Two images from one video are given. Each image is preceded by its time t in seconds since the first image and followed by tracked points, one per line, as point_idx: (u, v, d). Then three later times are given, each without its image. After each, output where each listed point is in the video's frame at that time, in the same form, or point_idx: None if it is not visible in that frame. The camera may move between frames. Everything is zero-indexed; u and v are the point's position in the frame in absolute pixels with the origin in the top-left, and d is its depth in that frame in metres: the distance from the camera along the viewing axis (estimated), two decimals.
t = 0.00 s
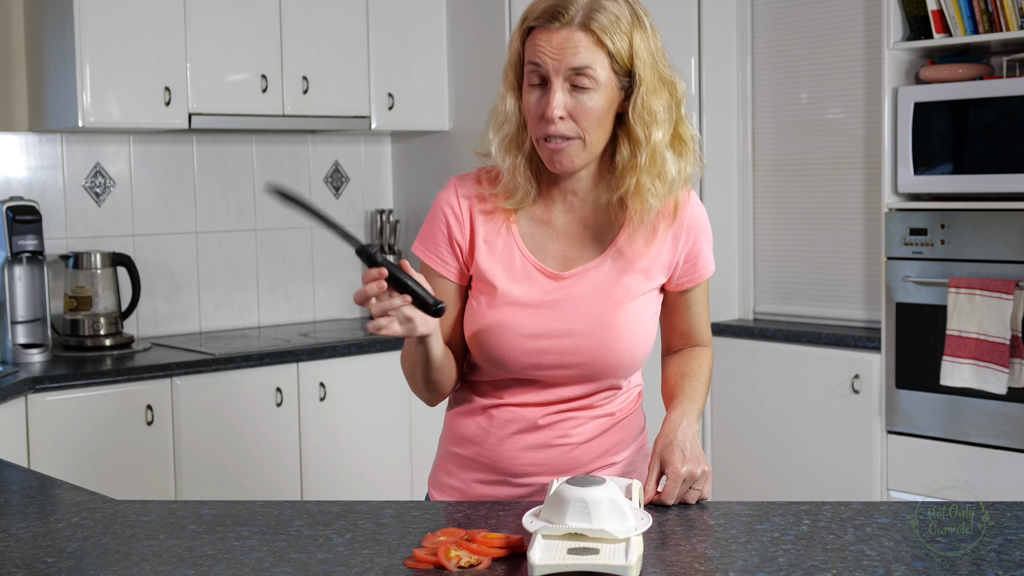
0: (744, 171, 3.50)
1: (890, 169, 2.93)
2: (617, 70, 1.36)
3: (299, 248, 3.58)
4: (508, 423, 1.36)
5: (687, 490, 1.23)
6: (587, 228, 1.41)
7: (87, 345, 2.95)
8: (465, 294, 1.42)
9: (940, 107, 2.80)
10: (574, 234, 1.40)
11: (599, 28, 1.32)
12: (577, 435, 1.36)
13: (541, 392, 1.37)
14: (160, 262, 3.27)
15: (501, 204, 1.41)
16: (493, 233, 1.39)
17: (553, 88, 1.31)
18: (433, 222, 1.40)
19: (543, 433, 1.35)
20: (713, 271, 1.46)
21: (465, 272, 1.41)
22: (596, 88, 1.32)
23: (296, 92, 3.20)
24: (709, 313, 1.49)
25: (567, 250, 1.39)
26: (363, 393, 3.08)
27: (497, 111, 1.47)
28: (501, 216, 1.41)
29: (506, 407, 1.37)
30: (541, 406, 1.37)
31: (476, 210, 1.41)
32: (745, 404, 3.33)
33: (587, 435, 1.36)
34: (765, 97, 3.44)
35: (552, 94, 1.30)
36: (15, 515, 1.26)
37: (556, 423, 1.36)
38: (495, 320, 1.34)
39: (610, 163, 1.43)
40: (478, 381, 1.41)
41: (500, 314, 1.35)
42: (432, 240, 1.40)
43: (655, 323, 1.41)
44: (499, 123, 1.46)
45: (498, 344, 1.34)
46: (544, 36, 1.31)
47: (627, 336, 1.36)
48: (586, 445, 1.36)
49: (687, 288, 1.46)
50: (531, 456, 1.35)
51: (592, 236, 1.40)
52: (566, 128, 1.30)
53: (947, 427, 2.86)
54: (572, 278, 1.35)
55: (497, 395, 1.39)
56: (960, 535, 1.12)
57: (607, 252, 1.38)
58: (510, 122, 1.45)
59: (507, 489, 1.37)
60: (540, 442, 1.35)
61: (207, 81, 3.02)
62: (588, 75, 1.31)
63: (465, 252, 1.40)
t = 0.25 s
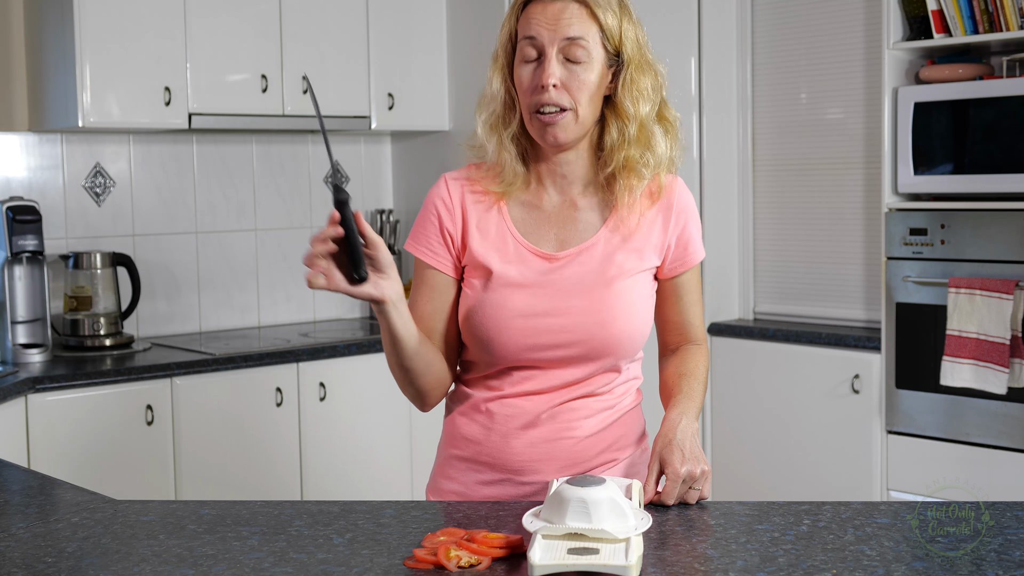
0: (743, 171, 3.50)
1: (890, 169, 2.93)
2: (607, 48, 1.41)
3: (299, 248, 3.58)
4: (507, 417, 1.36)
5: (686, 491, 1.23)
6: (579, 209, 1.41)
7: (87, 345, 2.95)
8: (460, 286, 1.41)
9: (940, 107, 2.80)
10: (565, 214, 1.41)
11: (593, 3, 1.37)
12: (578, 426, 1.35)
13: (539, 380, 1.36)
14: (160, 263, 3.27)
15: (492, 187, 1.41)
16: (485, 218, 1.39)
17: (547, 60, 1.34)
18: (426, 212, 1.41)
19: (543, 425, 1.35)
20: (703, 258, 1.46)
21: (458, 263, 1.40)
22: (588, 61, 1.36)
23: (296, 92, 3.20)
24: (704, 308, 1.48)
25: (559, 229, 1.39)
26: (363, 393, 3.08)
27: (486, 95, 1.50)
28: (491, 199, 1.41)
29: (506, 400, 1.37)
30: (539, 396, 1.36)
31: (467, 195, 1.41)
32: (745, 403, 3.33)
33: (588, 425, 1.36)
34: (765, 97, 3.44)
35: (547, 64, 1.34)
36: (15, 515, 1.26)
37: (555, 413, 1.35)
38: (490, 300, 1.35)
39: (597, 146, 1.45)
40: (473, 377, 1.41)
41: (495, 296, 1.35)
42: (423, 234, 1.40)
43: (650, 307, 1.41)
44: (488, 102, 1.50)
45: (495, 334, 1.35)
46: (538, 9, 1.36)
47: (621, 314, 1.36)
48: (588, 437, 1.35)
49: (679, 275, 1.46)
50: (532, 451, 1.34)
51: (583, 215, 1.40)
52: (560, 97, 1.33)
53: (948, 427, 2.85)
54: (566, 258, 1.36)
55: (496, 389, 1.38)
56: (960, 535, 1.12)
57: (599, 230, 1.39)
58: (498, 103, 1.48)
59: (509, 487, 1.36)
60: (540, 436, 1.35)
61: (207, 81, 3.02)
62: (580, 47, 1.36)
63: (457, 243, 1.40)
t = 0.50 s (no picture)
0: (744, 171, 3.50)
1: (890, 169, 2.93)
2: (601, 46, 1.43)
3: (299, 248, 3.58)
4: (508, 415, 1.36)
5: (686, 491, 1.23)
6: (572, 199, 1.41)
7: (87, 345, 2.95)
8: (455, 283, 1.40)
9: (940, 107, 2.80)
10: (557, 205, 1.40)
11: None
12: (577, 420, 1.35)
13: (538, 372, 1.36)
14: (160, 263, 3.27)
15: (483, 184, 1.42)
16: (478, 213, 1.40)
17: (545, 52, 1.36)
18: (419, 211, 1.41)
19: (542, 420, 1.35)
20: (695, 249, 1.46)
21: (452, 260, 1.40)
22: (582, 54, 1.38)
23: (296, 92, 3.20)
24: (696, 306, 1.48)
25: (554, 219, 1.39)
26: (363, 394, 3.08)
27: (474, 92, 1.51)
28: (483, 193, 1.42)
29: (505, 397, 1.36)
30: (538, 391, 1.36)
31: (460, 193, 1.42)
32: (745, 403, 3.33)
33: (587, 419, 1.35)
34: (765, 97, 3.44)
35: (544, 56, 1.36)
36: (15, 515, 1.26)
37: (555, 408, 1.35)
38: (485, 292, 1.35)
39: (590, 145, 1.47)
40: (472, 378, 1.41)
41: (490, 287, 1.35)
42: (417, 233, 1.40)
43: (645, 297, 1.41)
44: (474, 99, 1.51)
45: (492, 330, 1.35)
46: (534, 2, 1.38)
47: (616, 302, 1.36)
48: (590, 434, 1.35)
49: (671, 266, 1.45)
50: (534, 449, 1.34)
51: (575, 205, 1.40)
52: (555, 88, 1.35)
53: (948, 427, 2.85)
54: (561, 246, 1.36)
55: (496, 387, 1.38)
56: (960, 535, 1.12)
57: (594, 219, 1.39)
58: (484, 101, 1.50)
59: (512, 488, 1.35)
60: (540, 433, 1.35)
61: (207, 81, 3.02)
62: (576, 40, 1.37)
63: (452, 240, 1.40)
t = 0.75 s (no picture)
0: (744, 171, 3.50)
1: (890, 169, 2.93)
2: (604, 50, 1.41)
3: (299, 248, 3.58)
4: (506, 418, 1.35)
5: (686, 491, 1.23)
6: (574, 205, 1.41)
7: (87, 345, 2.95)
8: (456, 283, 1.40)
9: (940, 107, 2.80)
10: (559, 210, 1.40)
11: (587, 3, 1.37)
12: (576, 425, 1.35)
13: (538, 377, 1.36)
14: (160, 263, 3.27)
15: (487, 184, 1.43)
16: (482, 215, 1.40)
17: (536, 60, 1.35)
18: (422, 210, 1.41)
19: (541, 424, 1.35)
20: (697, 256, 1.47)
21: (454, 261, 1.40)
22: (580, 62, 1.36)
23: (296, 92, 3.20)
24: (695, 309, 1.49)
25: (556, 225, 1.39)
26: (364, 394, 3.08)
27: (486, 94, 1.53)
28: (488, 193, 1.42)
29: (504, 400, 1.36)
30: (538, 395, 1.36)
31: (464, 193, 1.41)
32: (745, 403, 3.33)
33: (586, 424, 1.36)
34: (766, 97, 3.44)
35: (535, 64, 1.34)
36: (15, 515, 1.26)
37: (555, 413, 1.35)
38: (486, 296, 1.35)
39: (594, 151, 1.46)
40: (470, 378, 1.41)
41: (492, 291, 1.35)
42: (419, 231, 1.39)
43: (646, 304, 1.41)
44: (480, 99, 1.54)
45: (494, 332, 1.34)
46: (532, 8, 1.36)
47: (618, 309, 1.36)
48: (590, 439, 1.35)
49: (675, 273, 1.46)
50: (533, 453, 1.34)
51: (578, 212, 1.41)
52: (546, 99, 1.34)
53: (948, 427, 2.85)
54: (564, 253, 1.36)
55: (495, 389, 1.38)
56: (960, 535, 1.12)
57: (596, 226, 1.39)
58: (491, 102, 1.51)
59: (509, 490, 1.35)
60: (538, 437, 1.35)
61: (207, 81, 3.02)
62: (572, 48, 1.36)
63: (455, 239, 1.39)
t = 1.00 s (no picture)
0: (744, 171, 3.50)
1: (890, 169, 2.93)
2: (626, 74, 1.35)
3: (298, 247, 3.58)
4: (502, 425, 1.36)
5: (687, 490, 1.23)
6: (582, 219, 1.40)
7: (87, 345, 2.95)
8: (458, 288, 1.40)
9: (940, 107, 2.80)
10: (568, 228, 1.40)
11: (615, 33, 1.30)
12: (572, 434, 1.36)
13: (537, 389, 1.36)
14: (160, 263, 3.27)
15: (498, 194, 1.40)
16: (490, 224, 1.38)
17: (562, 92, 1.29)
18: (430, 213, 1.38)
19: (538, 433, 1.36)
20: (705, 270, 1.47)
21: (459, 267, 1.39)
22: (605, 96, 1.31)
23: (296, 92, 3.20)
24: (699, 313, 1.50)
25: (563, 242, 1.38)
26: (364, 394, 3.08)
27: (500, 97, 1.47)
28: (497, 202, 1.40)
29: (501, 407, 1.37)
30: (536, 405, 1.36)
31: (472, 199, 1.39)
32: (745, 403, 3.33)
33: (581, 435, 1.37)
34: (766, 97, 3.44)
35: (561, 97, 1.29)
36: (15, 515, 1.26)
37: (552, 424, 1.36)
38: (491, 311, 1.34)
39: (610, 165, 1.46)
40: (471, 381, 1.40)
41: (498, 306, 1.34)
42: (427, 234, 1.37)
43: (649, 320, 1.41)
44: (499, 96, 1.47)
45: (496, 341, 1.34)
46: (558, 35, 1.29)
47: (623, 329, 1.36)
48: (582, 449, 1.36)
49: (680, 286, 1.47)
50: (527, 460, 1.35)
51: (588, 231, 1.40)
52: (570, 134, 1.29)
53: (947, 427, 2.85)
54: (571, 271, 1.36)
55: (493, 395, 1.38)
56: (960, 535, 1.12)
57: (604, 246, 1.38)
58: (510, 109, 1.45)
59: (502, 493, 1.37)
60: (535, 444, 1.36)
61: (207, 81, 3.02)
62: (598, 81, 1.30)
63: (461, 246, 1.38)
